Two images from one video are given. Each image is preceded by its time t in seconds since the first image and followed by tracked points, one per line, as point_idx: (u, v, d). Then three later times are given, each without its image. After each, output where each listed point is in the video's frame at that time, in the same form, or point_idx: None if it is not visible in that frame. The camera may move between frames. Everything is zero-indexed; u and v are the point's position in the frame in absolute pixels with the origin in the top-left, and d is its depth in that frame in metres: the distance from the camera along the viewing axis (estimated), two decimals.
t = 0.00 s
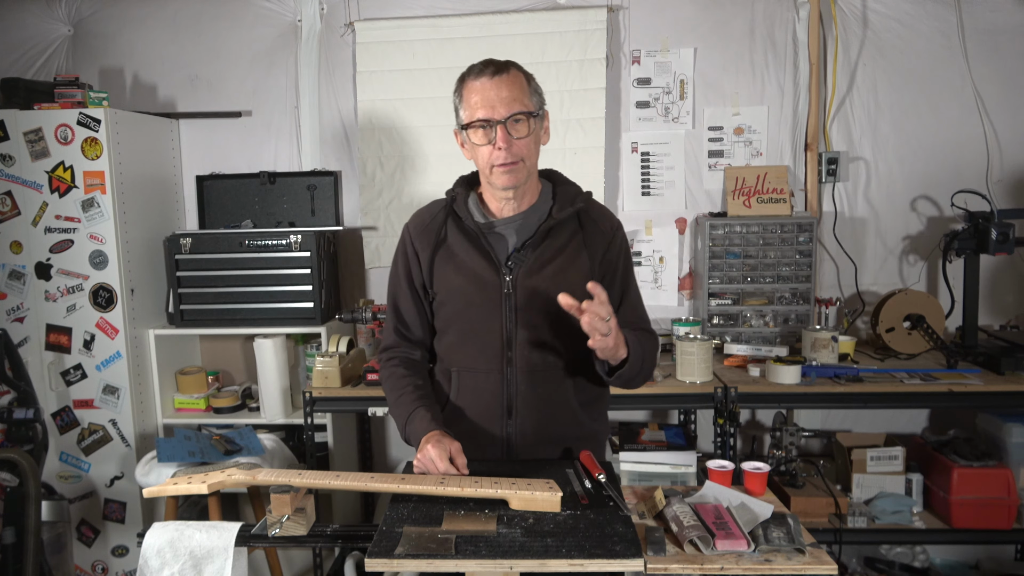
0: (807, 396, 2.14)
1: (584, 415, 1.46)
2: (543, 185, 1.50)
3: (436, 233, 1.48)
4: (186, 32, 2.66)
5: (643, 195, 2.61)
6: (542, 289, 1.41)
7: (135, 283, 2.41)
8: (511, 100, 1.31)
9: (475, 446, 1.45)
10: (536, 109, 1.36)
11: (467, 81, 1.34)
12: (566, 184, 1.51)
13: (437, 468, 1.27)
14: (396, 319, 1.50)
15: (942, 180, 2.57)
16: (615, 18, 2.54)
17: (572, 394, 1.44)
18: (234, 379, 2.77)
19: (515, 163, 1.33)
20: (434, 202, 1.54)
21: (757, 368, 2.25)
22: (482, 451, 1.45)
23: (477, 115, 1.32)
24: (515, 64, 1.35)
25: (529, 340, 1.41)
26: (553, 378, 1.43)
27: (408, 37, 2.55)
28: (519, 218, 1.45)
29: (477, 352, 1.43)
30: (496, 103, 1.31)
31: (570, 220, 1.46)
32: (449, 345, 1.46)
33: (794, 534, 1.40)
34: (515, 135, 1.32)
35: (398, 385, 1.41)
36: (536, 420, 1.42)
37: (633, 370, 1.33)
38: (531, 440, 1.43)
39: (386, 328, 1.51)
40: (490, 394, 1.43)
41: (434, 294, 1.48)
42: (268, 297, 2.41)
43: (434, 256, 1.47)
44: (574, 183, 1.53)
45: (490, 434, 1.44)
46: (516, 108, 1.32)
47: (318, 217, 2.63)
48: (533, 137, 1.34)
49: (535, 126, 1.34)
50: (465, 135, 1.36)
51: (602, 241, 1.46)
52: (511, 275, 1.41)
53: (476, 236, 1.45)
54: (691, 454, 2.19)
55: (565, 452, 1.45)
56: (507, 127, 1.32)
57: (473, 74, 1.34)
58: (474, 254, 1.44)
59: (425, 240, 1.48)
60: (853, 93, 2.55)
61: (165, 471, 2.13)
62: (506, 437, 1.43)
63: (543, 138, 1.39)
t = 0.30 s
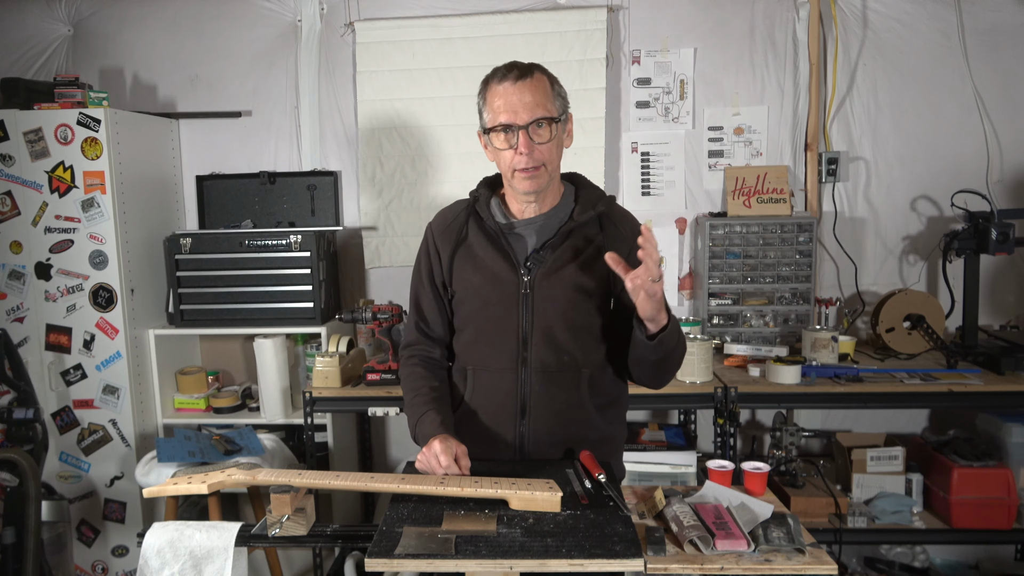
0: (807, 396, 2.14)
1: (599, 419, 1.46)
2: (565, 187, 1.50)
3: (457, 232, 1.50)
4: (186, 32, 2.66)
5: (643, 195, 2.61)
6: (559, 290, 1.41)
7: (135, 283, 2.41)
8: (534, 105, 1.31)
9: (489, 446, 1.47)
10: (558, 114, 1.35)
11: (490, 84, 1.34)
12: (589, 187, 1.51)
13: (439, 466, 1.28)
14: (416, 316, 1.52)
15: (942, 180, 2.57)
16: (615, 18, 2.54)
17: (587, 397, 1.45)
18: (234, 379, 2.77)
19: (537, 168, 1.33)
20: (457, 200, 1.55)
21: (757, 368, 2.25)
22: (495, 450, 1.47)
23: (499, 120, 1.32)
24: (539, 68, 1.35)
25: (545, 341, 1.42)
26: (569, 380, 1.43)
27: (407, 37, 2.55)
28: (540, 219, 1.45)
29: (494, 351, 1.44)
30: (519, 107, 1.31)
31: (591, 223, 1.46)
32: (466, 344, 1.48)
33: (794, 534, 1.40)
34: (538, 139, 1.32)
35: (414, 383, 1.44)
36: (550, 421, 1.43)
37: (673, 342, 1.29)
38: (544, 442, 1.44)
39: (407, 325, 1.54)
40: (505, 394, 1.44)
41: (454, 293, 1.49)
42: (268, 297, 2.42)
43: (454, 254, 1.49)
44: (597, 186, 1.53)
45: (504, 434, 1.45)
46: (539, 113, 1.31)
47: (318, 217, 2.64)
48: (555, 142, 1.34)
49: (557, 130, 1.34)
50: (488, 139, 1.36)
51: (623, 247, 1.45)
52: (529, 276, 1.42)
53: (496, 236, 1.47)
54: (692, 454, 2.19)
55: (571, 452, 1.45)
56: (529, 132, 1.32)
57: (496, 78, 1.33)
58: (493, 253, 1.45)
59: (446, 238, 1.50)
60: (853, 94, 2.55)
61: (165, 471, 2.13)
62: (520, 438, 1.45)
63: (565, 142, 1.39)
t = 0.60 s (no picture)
0: (807, 396, 2.14)
1: (606, 420, 1.48)
2: (578, 189, 1.50)
3: (468, 229, 1.50)
4: (186, 32, 2.66)
5: (643, 195, 2.61)
6: (570, 291, 1.41)
7: (135, 283, 2.41)
8: (550, 107, 1.31)
9: (494, 446, 1.47)
10: (573, 115, 1.35)
11: (506, 84, 1.34)
12: (602, 189, 1.51)
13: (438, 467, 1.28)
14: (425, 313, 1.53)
15: (942, 180, 2.57)
16: (615, 18, 2.54)
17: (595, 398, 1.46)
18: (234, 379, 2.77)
19: (550, 169, 1.34)
20: (469, 198, 1.55)
21: (757, 368, 2.25)
22: (501, 450, 1.47)
23: (514, 121, 1.32)
24: (554, 68, 1.34)
25: (555, 342, 1.42)
26: (577, 381, 1.44)
27: (407, 37, 2.55)
28: (552, 220, 1.45)
29: (503, 351, 1.45)
30: (534, 108, 1.31)
31: (604, 226, 1.47)
32: (475, 343, 1.48)
33: (794, 534, 1.40)
34: (552, 141, 1.32)
35: (419, 380, 1.43)
36: (558, 422, 1.44)
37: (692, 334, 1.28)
38: (550, 442, 1.45)
39: (414, 321, 1.53)
40: (513, 394, 1.44)
41: (463, 291, 1.50)
42: (268, 297, 2.42)
43: (465, 252, 1.49)
44: (610, 188, 1.53)
45: (511, 434, 1.46)
46: (554, 114, 1.31)
47: (318, 217, 2.64)
48: (570, 144, 1.34)
49: (572, 131, 1.34)
50: (502, 139, 1.36)
51: (635, 251, 1.45)
52: (540, 276, 1.42)
53: (507, 235, 1.47)
54: (692, 454, 2.19)
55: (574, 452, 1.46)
56: (544, 134, 1.32)
57: (512, 78, 1.33)
58: (504, 253, 1.45)
59: (457, 236, 1.50)
60: (853, 94, 2.55)
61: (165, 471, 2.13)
62: (527, 438, 1.45)
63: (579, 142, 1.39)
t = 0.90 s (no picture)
0: (807, 396, 2.14)
1: (609, 421, 1.49)
2: (585, 192, 1.50)
3: (474, 227, 1.49)
4: (185, 33, 2.66)
5: (643, 195, 2.61)
6: (576, 295, 1.42)
7: (135, 283, 2.41)
8: (558, 110, 1.30)
9: (498, 445, 1.47)
10: (582, 119, 1.35)
11: (514, 87, 1.33)
12: (609, 192, 1.51)
13: (438, 467, 1.28)
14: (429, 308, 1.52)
15: (942, 180, 2.57)
16: (615, 18, 2.54)
17: (598, 401, 1.47)
18: (234, 379, 2.77)
19: (559, 174, 1.33)
20: (476, 194, 1.54)
21: (757, 368, 2.25)
22: (505, 449, 1.47)
23: (522, 124, 1.32)
24: (563, 70, 1.34)
25: (560, 345, 1.43)
26: (580, 383, 1.45)
27: (407, 38, 2.55)
28: (560, 223, 1.45)
29: (507, 352, 1.45)
30: (543, 112, 1.30)
31: (610, 230, 1.47)
32: (479, 343, 1.48)
33: (794, 534, 1.40)
34: (561, 145, 1.31)
35: (422, 378, 1.42)
36: (561, 424, 1.45)
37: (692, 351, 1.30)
38: (553, 443, 1.46)
39: (418, 316, 1.52)
40: (517, 395, 1.45)
41: (468, 289, 1.49)
42: (268, 297, 2.42)
43: (470, 250, 1.48)
44: (617, 191, 1.54)
45: (515, 434, 1.46)
46: (563, 118, 1.31)
47: (318, 217, 2.64)
48: (578, 147, 1.33)
49: (581, 135, 1.33)
50: (510, 142, 1.35)
51: (641, 256, 1.46)
52: (546, 279, 1.42)
53: (514, 235, 1.46)
54: (692, 454, 2.19)
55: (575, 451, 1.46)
56: (553, 137, 1.31)
57: (520, 81, 1.33)
58: (510, 253, 1.44)
59: (463, 233, 1.49)
60: (853, 94, 2.55)
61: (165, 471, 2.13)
62: (531, 439, 1.45)
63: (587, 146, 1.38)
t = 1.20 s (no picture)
0: (807, 396, 2.14)
1: (612, 421, 1.49)
2: (587, 192, 1.50)
3: (477, 227, 1.49)
4: (185, 32, 2.66)
5: (643, 195, 2.61)
6: (578, 296, 1.42)
7: (135, 283, 2.41)
8: (562, 110, 1.31)
9: (500, 445, 1.47)
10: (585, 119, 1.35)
11: (517, 86, 1.33)
12: (611, 192, 1.52)
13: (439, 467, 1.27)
14: (431, 308, 1.51)
15: (942, 180, 2.57)
16: (615, 18, 2.54)
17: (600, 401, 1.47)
18: (234, 379, 2.77)
19: (562, 174, 1.33)
20: (478, 193, 1.54)
21: (757, 368, 2.25)
22: (508, 450, 1.47)
23: (525, 123, 1.32)
24: (566, 70, 1.34)
25: (563, 346, 1.43)
26: (583, 383, 1.45)
27: (407, 38, 2.55)
28: (563, 224, 1.46)
29: (510, 353, 1.45)
30: (546, 112, 1.31)
31: (613, 231, 1.47)
32: (481, 343, 1.48)
33: (794, 534, 1.40)
34: (564, 145, 1.32)
35: (422, 377, 1.42)
36: (565, 425, 1.45)
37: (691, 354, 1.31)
38: (556, 443, 1.46)
39: (419, 315, 1.52)
40: (519, 396, 1.45)
41: (470, 289, 1.48)
42: (268, 297, 2.42)
43: (473, 250, 1.48)
44: (619, 192, 1.54)
45: (519, 434, 1.46)
46: (567, 117, 1.31)
47: (318, 217, 2.64)
48: (581, 147, 1.34)
49: (584, 135, 1.34)
50: (512, 142, 1.35)
51: (643, 257, 1.47)
52: (549, 280, 1.42)
53: (517, 236, 1.46)
54: (692, 454, 2.19)
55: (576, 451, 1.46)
56: (556, 137, 1.31)
57: (523, 80, 1.33)
58: (513, 254, 1.44)
59: (465, 233, 1.48)
60: (853, 93, 2.55)
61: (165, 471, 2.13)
62: (535, 440, 1.45)
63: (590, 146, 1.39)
